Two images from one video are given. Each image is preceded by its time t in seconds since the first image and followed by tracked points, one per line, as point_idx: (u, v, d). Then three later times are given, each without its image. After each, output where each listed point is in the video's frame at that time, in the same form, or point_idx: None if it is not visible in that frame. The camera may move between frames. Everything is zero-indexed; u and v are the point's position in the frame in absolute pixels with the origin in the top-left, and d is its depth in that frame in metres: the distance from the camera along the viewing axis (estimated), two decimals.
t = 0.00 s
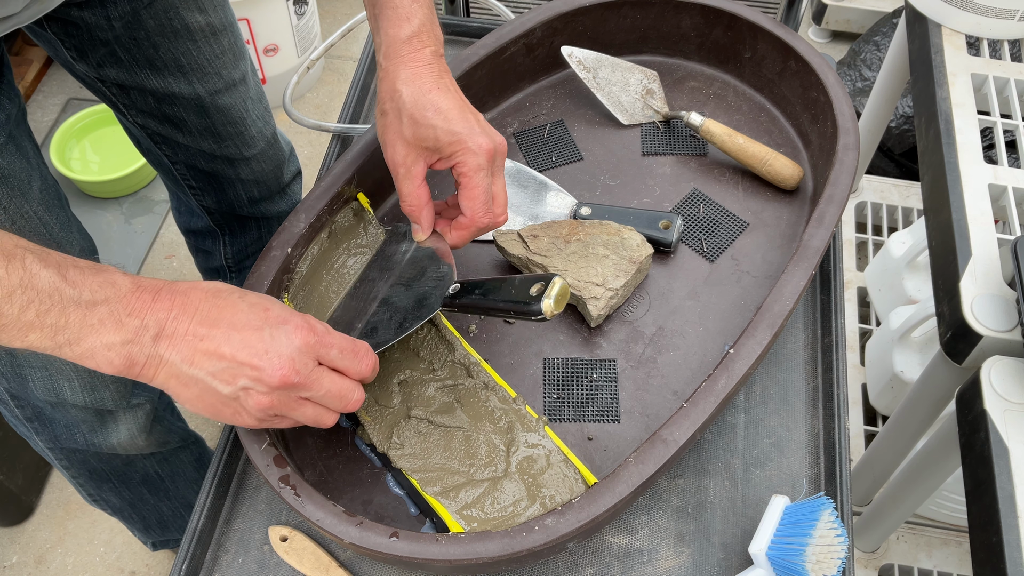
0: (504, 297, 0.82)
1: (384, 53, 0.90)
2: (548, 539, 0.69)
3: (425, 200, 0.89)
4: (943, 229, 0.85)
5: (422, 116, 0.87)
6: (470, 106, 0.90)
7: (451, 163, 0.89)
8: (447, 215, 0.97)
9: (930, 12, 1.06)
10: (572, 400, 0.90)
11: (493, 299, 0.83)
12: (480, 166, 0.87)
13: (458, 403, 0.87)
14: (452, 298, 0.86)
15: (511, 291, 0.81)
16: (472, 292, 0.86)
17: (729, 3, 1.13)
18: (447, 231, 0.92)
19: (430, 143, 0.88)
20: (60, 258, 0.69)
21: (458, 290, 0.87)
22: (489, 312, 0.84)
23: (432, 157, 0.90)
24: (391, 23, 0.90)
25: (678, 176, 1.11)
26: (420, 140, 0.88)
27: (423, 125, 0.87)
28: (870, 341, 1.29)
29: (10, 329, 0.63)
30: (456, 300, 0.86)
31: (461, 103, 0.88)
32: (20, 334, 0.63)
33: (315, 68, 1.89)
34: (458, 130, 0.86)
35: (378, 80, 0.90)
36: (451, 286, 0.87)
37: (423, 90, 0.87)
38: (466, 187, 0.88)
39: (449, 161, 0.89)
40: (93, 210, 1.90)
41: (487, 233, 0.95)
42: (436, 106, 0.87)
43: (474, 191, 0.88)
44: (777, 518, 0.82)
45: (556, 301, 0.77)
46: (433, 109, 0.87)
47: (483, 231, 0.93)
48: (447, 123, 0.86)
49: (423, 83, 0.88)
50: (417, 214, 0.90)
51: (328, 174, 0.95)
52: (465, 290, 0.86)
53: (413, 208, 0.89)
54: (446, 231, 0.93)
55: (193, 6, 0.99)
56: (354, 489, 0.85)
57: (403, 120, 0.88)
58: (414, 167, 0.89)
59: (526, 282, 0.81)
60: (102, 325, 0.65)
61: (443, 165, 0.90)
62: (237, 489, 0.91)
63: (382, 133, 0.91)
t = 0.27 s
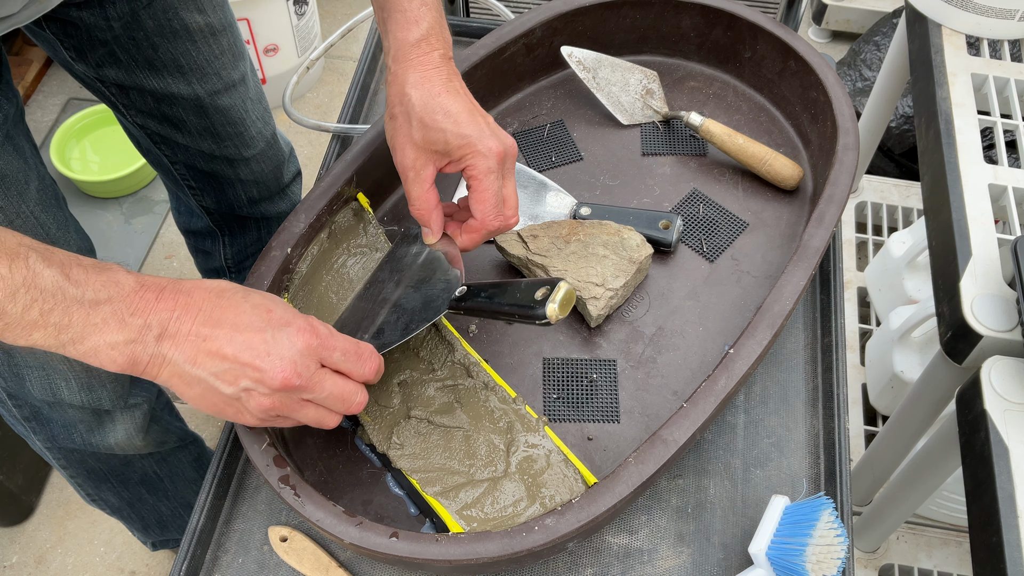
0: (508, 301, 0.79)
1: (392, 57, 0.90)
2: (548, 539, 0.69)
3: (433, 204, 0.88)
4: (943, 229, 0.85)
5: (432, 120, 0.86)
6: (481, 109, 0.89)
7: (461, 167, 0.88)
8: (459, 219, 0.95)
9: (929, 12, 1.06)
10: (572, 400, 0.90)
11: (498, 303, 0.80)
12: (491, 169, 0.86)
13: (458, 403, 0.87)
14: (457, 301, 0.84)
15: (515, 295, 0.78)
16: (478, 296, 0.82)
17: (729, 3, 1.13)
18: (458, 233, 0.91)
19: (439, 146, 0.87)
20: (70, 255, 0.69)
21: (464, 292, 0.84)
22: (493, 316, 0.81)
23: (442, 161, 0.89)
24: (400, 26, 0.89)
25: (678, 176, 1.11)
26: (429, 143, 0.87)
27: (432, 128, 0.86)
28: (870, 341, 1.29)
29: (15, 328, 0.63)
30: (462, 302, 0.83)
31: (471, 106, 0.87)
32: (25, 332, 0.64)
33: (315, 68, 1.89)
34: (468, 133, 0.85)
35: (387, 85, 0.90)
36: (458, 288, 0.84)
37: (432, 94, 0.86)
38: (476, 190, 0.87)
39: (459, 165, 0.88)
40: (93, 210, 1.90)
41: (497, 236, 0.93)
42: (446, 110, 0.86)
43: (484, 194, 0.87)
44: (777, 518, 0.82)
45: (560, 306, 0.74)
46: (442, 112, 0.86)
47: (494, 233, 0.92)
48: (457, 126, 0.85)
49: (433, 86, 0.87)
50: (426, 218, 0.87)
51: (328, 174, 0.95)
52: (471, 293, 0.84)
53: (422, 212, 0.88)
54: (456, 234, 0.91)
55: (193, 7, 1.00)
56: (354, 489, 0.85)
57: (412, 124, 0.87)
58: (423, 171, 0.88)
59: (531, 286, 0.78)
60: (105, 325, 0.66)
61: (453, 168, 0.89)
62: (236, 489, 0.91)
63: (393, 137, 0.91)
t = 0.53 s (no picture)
0: (508, 324, 0.76)
1: (396, 71, 0.88)
2: (548, 539, 0.69)
3: (435, 220, 0.86)
4: (943, 229, 0.85)
5: (435, 135, 0.84)
6: (486, 124, 0.87)
7: (464, 182, 0.86)
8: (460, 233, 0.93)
9: (929, 12, 1.06)
10: (572, 400, 0.90)
11: (497, 326, 0.78)
12: (494, 185, 0.83)
13: (458, 404, 0.87)
14: (456, 322, 0.83)
15: (515, 318, 0.76)
16: (477, 316, 0.81)
17: (729, 3, 1.13)
18: (459, 249, 0.89)
19: (442, 161, 0.85)
20: (62, 266, 0.68)
21: (463, 312, 0.83)
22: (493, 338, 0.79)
23: (444, 176, 0.87)
24: (405, 40, 0.88)
25: (678, 176, 1.11)
26: (432, 158, 0.85)
27: (435, 143, 0.84)
28: (870, 341, 1.29)
29: (6, 340, 0.63)
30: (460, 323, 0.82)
31: (475, 121, 0.85)
32: (16, 345, 0.63)
33: (315, 68, 1.89)
34: (471, 148, 0.83)
35: (391, 98, 0.88)
36: (457, 308, 0.84)
37: (436, 108, 0.85)
38: (479, 207, 0.84)
39: (462, 180, 0.86)
40: (93, 210, 1.90)
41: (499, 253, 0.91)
42: (449, 125, 0.84)
43: (487, 210, 0.84)
44: (777, 518, 0.82)
45: (559, 330, 0.71)
46: (446, 127, 0.84)
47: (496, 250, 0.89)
48: (460, 141, 0.83)
49: (437, 101, 0.85)
50: (427, 233, 0.86)
51: (328, 174, 0.95)
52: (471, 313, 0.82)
53: (423, 227, 0.86)
54: (457, 250, 0.90)
55: (190, 5, 1.00)
56: (354, 489, 0.85)
57: (415, 138, 0.86)
58: (426, 186, 0.86)
59: (531, 308, 0.75)
60: (98, 337, 0.65)
61: (456, 184, 0.87)
62: (236, 489, 0.91)
63: (396, 150, 0.89)
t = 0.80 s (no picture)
0: (511, 353, 0.75)
1: (396, 86, 0.89)
2: (548, 539, 0.69)
3: (437, 235, 0.86)
4: (943, 229, 0.85)
5: (436, 150, 0.84)
6: (486, 137, 0.87)
7: (465, 197, 0.86)
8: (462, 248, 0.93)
9: (929, 12, 1.06)
10: (572, 400, 0.90)
11: (502, 351, 0.77)
12: (495, 200, 0.83)
13: (458, 403, 0.87)
14: (462, 345, 0.81)
15: (519, 345, 0.75)
16: (483, 340, 0.80)
17: (729, 3, 1.13)
18: (462, 266, 0.89)
19: (444, 177, 0.85)
20: (59, 278, 0.68)
21: (468, 334, 0.82)
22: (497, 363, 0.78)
23: (446, 192, 0.87)
24: (404, 55, 0.88)
25: (678, 176, 1.11)
26: (433, 173, 0.85)
27: (436, 158, 0.84)
28: (870, 341, 1.29)
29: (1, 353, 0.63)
30: (465, 346, 0.81)
31: (476, 135, 0.85)
32: (10, 358, 0.63)
33: (315, 68, 1.89)
34: (473, 163, 0.83)
35: (391, 113, 0.88)
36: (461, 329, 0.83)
37: (437, 123, 0.85)
38: (481, 222, 0.84)
39: (464, 195, 0.86)
40: (93, 210, 1.90)
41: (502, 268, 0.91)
42: (450, 139, 0.84)
43: (490, 225, 0.84)
44: (777, 518, 0.82)
45: (565, 360, 0.70)
46: (446, 141, 0.84)
47: (499, 265, 0.89)
48: (461, 156, 0.83)
49: (437, 116, 0.85)
50: (431, 249, 0.86)
51: (328, 174, 0.95)
52: (475, 337, 0.81)
53: (426, 243, 0.86)
54: (461, 266, 0.90)
55: (190, 6, 1.00)
56: (354, 489, 0.85)
57: (416, 153, 0.86)
58: (428, 202, 0.86)
59: (537, 335, 0.75)
60: (93, 352, 0.65)
61: (458, 198, 0.87)
62: (236, 489, 0.90)
63: (396, 166, 0.89)
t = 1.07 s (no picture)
0: (522, 349, 0.73)
1: (402, 87, 0.88)
2: (548, 538, 0.69)
3: (444, 236, 0.85)
4: (943, 229, 0.85)
5: (441, 150, 0.84)
6: (492, 137, 0.87)
7: (472, 198, 0.85)
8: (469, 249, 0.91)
9: (929, 12, 1.06)
10: (572, 400, 0.91)
11: (513, 351, 0.74)
12: (502, 200, 0.82)
13: (458, 403, 0.87)
14: (471, 344, 0.80)
15: (531, 343, 0.72)
16: (492, 339, 0.78)
17: (729, 3, 1.13)
18: (469, 267, 0.87)
19: (450, 177, 0.84)
20: (67, 285, 0.68)
21: (478, 334, 0.81)
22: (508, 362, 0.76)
23: (452, 192, 0.86)
24: (410, 56, 0.88)
25: (678, 176, 1.11)
26: (439, 174, 0.85)
27: (442, 158, 0.84)
28: (870, 341, 1.29)
29: (10, 360, 0.63)
30: (475, 346, 0.79)
31: (481, 135, 0.85)
32: (19, 364, 0.63)
33: (315, 67, 1.90)
34: (479, 163, 0.82)
35: (397, 114, 0.88)
36: (469, 329, 0.82)
37: (442, 123, 0.84)
38: (488, 222, 0.83)
39: (470, 196, 0.85)
40: (92, 210, 1.90)
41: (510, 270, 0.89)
42: (455, 139, 0.84)
43: (496, 226, 0.83)
44: (777, 518, 0.82)
45: (579, 356, 0.67)
46: (452, 142, 0.83)
47: (506, 267, 0.88)
48: (467, 156, 0.83)
49: (443, 116, 0.85)
50: (437, 249, 0.85)
51: (328, 174, 0.95)
52: (485, 336, 0.79)
53: (432, 244, 0.85)
54: (467, 267, 0.88)
55: (191, 8, 1.00)
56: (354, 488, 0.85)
57: (422, 154, 0.85)
58: (434, 203, 0.85)
59: (548, 334, 0.71)
60: (101, 358, 0.65)
61: (464, 200, 0.86)
62: (237, 489, 0.90)
63: (402, 167, 0.89)
